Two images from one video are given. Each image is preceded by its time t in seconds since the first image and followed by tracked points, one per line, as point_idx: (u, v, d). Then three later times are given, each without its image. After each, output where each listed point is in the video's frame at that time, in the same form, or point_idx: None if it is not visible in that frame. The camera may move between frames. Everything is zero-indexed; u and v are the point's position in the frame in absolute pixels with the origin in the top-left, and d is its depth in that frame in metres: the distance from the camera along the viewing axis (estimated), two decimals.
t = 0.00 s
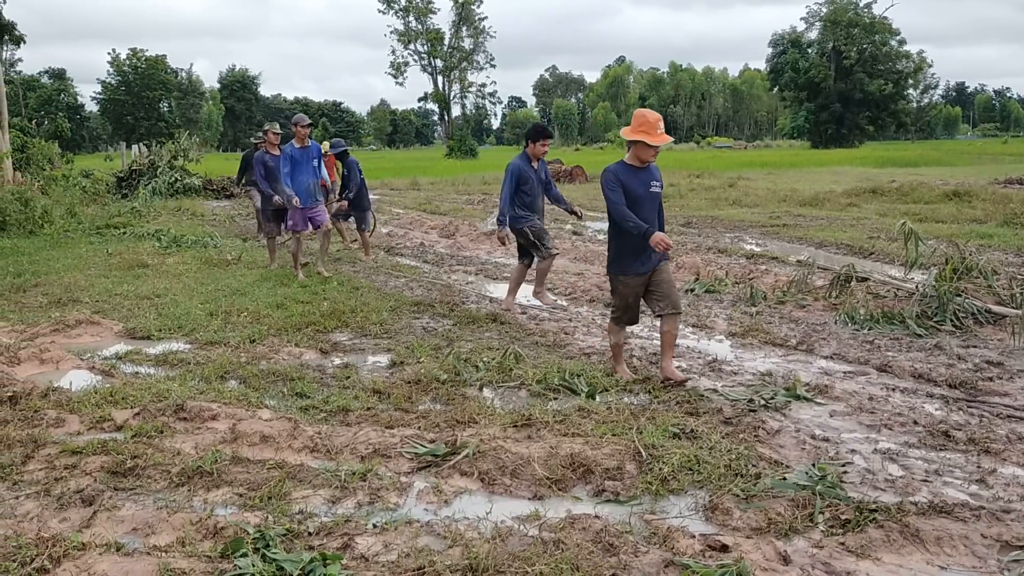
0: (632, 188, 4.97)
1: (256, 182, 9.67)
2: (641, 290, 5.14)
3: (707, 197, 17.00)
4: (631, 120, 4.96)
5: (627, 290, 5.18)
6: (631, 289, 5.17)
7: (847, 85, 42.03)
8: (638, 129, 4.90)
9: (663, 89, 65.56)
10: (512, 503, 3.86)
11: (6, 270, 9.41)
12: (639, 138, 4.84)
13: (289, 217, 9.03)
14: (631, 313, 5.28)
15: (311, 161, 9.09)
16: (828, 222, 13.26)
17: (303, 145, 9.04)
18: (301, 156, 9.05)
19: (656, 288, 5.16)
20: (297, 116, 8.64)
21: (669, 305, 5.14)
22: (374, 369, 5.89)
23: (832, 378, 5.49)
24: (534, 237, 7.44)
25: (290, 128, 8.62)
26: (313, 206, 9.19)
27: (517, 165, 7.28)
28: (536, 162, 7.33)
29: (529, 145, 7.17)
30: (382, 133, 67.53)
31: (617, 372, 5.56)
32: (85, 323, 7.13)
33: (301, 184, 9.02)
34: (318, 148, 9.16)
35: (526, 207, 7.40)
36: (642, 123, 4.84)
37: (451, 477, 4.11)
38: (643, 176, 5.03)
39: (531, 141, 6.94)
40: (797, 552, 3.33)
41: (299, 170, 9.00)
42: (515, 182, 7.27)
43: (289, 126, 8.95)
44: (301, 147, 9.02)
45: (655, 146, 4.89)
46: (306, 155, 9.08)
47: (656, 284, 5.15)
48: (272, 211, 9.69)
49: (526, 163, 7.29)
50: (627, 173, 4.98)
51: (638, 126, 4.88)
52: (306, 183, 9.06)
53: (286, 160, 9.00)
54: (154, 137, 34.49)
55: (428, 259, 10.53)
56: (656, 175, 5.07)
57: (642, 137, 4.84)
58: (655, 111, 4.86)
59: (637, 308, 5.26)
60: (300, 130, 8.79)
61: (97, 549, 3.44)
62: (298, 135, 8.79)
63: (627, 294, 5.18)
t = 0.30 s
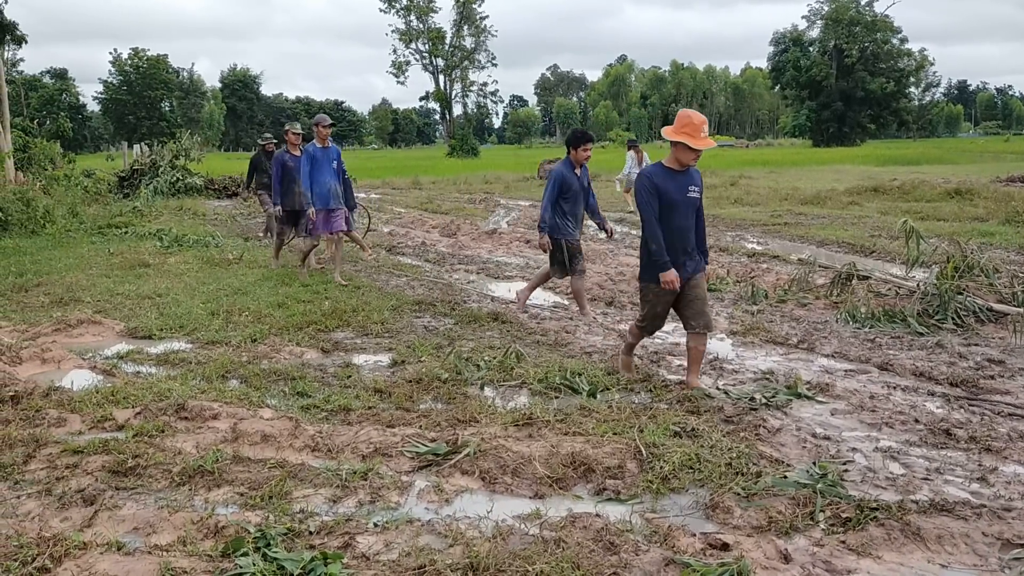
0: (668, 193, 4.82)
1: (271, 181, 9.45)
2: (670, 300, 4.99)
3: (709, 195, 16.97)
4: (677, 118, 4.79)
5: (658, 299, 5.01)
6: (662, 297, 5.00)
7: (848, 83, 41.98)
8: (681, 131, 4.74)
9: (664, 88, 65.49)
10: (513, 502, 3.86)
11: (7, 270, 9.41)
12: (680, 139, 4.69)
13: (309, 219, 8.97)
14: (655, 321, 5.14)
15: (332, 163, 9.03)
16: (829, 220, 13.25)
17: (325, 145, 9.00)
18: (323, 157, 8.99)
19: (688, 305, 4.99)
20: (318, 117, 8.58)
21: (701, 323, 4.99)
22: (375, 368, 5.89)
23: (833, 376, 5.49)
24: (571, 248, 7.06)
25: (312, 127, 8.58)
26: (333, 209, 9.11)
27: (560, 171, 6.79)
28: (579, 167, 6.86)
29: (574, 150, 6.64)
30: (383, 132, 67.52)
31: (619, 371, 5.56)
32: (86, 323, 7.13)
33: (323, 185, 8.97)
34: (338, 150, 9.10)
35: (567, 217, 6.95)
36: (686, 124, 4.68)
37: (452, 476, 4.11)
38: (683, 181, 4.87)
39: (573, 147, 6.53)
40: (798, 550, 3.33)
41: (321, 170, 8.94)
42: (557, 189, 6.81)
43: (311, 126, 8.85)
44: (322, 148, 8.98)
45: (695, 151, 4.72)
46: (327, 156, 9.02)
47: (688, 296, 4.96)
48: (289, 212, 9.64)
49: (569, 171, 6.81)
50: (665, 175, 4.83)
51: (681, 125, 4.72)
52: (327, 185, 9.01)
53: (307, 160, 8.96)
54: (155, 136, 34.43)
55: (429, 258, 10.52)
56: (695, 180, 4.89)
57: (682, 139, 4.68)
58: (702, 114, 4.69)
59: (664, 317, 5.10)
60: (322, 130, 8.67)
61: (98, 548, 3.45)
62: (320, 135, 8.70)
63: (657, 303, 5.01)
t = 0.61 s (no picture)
0: (683, 192, 4.62)
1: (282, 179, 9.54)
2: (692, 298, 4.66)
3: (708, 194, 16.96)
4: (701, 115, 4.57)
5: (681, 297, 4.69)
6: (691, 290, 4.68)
7: (848, 81, 41.96)
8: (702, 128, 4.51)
9: (664, 86, 65.45)
10: (512, 501, 3.86)
11: (6, 270, 9.39)
12: (700, 137, 4.46)
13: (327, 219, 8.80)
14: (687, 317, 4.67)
15: (349, 162, 8.72)
16: (829, 218, 13.24)
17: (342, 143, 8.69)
18: (339, 155, 8.70)
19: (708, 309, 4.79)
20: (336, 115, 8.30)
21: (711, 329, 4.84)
22: (374, 367, 5.88)
23: (832, 375, 5.49)
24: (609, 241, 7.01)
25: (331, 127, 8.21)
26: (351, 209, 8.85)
27: (593, 165, 6.75)
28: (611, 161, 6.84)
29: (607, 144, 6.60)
30: (383, 131, 67.46)
31: (618, 369, 5.56)
32: (85, 322, 7.12)
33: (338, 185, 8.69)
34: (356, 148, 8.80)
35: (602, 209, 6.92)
36: (708, 120, 4.46)
37: (451, 475, 4.11)
38: (703, 180, 4.63)
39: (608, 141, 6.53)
40: (796, 548, 3.33)
41: (336, 170, 8.66)
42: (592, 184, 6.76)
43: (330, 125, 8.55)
44: (340, 146, 8.68)
45: (716, 150, 4.49)
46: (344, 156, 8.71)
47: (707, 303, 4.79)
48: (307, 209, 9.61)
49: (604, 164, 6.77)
50: (682, 174, 4.63)
51: (703, 122, 4.50)
52: (342, 185, 8.73)
53: (322, 158, 8.72)
54: (155, 135, 34.33)
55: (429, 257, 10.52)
56: (718, 179, 4.64)
57: (702, 137, 4.46)
58: (725, 112, 4.46)
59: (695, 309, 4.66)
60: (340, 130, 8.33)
61: (97, 547, 3.45)
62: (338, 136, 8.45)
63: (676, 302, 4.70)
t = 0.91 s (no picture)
0: (695, 197, 4.40)
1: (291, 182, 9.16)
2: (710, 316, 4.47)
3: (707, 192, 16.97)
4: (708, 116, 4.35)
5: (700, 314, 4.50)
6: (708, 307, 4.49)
7: (846, 80, 41.97)
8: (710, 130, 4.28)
9: (663, 85, 65.48)
10: (511, 500, 3.86)
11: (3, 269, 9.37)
12: (708, 140, 4.24)
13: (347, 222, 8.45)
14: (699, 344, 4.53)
15: (370, 162, 8.44)
16: (828, 217, 13.25)
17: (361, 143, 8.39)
18: (359, 156, 8.40)
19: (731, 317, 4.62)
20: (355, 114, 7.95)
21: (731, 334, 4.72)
22: (372, 366, 5.87)
23: (831, 373, 5.49)
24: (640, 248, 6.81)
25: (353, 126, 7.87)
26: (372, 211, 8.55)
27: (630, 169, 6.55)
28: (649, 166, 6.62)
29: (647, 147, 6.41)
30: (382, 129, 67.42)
31: (617, 368, 5.56)
32: (83, 321, 7.11)
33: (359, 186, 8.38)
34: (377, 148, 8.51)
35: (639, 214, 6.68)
36: (716, 121, 4.23)
37: (450, 473, 4.11)
38: (713, 182, 4.42)
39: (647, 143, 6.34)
40: (795, 547, 3.33)
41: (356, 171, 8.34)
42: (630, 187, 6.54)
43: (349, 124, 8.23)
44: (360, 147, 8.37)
45: (725, 153, 4.26)
46: (364, 156, 8.44)
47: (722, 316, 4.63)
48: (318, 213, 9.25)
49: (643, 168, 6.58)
50: (691, 178, 4.39)
51: (711, 123, 4.27)
52: (363, 185, 8.44)
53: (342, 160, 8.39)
54: (153, 134, 34.25)
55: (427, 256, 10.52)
56: (728, 180, 4.44)
57: (709, 139, 4.24)
58: (735, 112, 4.22)
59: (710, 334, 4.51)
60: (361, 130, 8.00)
61: (96, 546, 3.44)
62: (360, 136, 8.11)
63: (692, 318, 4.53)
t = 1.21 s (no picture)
0: (712, 190, 4.19)
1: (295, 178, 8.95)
2: (725, 316, 4.29)
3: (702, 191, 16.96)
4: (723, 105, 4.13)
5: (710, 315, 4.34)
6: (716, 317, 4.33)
7: (841, 79, 42.05)
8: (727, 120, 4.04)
9: (658, 84, 65.58)
10: (505, 498, 3.86)
11: None
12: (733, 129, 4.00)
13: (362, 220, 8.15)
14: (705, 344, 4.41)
15: (385, 159, 8.13)
16: (822, 216, 13.28)
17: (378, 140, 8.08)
18: (376, 152, 8.08)
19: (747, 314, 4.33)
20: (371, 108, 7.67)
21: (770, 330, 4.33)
22: (366, 365, 5.87)
23: (825, 371, 5.49)
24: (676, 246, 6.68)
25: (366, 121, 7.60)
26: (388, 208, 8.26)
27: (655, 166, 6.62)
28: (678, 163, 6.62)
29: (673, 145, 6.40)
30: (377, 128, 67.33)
31: (612, 367, 5.55)
32: (76, 320, 7.08)
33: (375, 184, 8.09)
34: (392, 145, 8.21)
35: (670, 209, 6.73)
36: (732, 110, 4.02)
37: (444, 472, 4.11)
38: (730, 176, 4.22)
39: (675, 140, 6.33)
40: (788, 545, 3.34)
41: (372, 168, 8.04)
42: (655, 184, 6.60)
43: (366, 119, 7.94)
44: (376, 143, 8.08)
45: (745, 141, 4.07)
46: (380, 152, 8.13)
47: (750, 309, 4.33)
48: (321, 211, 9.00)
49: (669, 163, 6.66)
50: (708, 170, 4.20)
51: (726, 113, 4.06)
52: (380, 182, 8.14)
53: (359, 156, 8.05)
54: (147, 132, 34.11)
55: (422, 254, 10.51)
56: (745, 173, 4.25)
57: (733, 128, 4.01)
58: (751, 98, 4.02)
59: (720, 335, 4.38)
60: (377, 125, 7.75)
61: (88, 546, 3.43)
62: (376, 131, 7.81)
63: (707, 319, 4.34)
